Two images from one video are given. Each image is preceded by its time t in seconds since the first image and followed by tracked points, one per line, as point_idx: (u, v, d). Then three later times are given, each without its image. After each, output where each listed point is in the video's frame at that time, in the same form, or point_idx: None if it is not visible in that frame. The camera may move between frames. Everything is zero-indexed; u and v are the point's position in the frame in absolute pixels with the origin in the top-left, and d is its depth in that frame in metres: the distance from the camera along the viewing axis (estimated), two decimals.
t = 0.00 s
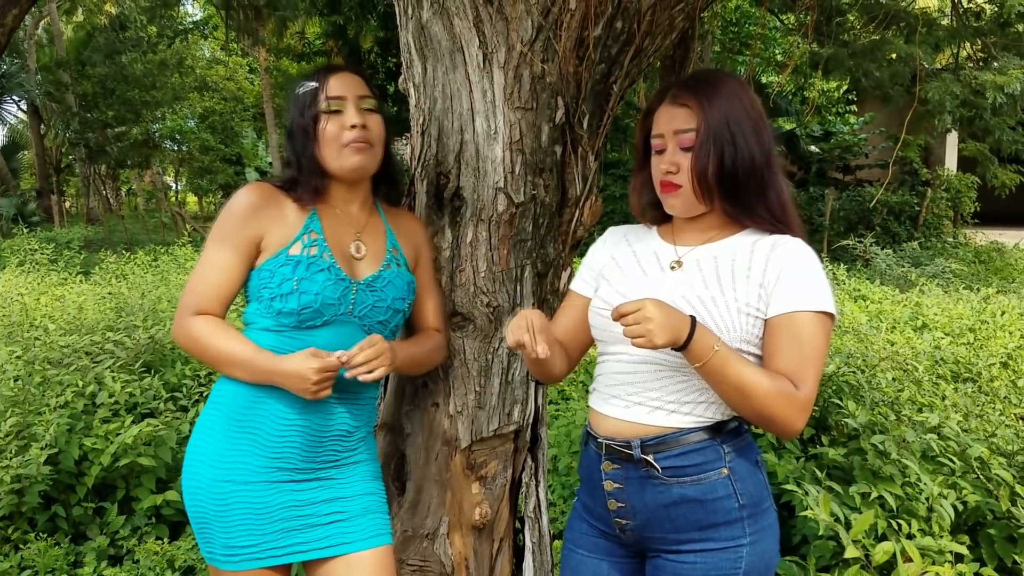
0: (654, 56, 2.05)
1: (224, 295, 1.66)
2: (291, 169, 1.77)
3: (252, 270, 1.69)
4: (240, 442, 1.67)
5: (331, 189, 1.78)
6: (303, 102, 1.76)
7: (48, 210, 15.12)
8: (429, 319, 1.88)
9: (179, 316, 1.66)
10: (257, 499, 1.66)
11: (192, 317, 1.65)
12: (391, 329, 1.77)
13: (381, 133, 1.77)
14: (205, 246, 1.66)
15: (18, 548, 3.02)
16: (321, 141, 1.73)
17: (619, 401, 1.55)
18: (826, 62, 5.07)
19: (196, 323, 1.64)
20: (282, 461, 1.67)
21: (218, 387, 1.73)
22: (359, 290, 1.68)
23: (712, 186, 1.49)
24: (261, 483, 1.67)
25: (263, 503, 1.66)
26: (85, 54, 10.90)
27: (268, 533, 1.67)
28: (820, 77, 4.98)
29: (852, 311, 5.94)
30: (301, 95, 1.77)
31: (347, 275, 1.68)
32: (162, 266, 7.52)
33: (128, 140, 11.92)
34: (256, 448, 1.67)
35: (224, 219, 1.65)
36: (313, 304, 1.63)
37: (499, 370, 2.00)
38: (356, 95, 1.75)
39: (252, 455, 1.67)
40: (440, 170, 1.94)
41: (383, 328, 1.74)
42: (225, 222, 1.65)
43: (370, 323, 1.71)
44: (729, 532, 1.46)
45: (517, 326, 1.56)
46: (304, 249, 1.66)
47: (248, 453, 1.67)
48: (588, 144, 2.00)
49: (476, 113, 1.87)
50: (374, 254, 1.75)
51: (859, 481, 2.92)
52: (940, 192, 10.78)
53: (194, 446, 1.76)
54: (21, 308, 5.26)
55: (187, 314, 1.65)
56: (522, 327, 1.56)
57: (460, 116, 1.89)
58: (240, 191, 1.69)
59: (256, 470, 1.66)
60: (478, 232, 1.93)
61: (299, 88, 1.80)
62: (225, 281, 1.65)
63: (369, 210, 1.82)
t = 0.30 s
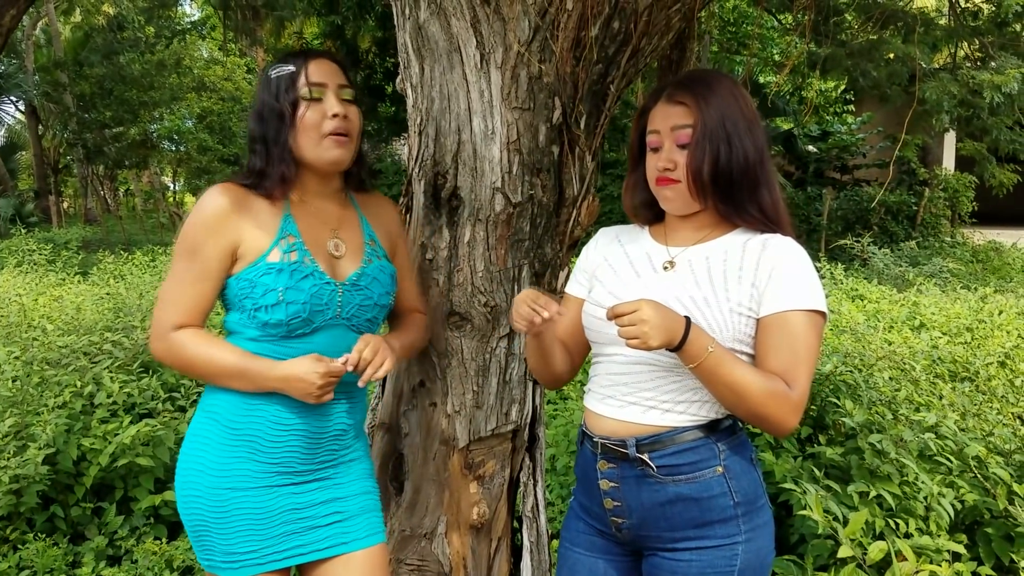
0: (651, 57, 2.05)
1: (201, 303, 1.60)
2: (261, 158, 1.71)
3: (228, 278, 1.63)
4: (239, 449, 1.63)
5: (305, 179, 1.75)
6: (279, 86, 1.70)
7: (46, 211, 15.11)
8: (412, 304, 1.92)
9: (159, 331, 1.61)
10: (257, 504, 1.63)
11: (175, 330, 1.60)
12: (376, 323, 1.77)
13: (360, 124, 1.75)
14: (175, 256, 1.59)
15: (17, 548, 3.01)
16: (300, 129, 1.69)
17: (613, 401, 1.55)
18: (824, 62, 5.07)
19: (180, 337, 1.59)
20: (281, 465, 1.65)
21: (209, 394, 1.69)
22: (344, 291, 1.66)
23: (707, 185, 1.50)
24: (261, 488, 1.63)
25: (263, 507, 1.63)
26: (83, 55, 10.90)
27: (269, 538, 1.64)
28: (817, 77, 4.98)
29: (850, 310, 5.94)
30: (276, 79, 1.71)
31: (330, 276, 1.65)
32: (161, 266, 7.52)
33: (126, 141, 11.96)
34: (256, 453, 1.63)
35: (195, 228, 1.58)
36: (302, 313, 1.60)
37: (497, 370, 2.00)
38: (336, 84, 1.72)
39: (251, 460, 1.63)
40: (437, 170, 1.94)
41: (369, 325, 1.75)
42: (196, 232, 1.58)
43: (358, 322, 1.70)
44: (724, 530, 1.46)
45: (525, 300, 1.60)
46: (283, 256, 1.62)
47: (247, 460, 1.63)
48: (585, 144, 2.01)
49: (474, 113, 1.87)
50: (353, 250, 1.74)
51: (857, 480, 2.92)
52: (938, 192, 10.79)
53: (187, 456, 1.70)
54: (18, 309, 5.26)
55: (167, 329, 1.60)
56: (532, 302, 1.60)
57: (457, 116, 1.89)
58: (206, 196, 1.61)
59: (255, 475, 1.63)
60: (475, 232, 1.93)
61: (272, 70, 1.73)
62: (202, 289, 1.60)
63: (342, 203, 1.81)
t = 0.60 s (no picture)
0: (649, 54, 2.05)
1: (191, 321, 1.49)
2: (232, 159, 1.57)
3: (213, 294, 1.52)
4: (248, 454, 1.58)
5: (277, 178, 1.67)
6: (253, 81, 1.57)
7: (44, 211, 15.08)
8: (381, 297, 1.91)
9: (148, 362, 1.47)
10: (268, 507, 1.59)
11: (170, 356, 1.48)
12: (360, 316, 1.78)
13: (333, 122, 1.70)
14: (155, 277, 1.46)
15: (15, 548, 3.01)
16: (281, 128, 1.60)
17: (614, 399, 1.55)
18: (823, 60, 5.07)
19: (178, 360, 1.48)
20: (289, 465, 1.62)
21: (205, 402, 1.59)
22: (337, 290, 1.64)
23: (703, 184, 1.50)
24: (271, 490, 1.60)
25: (274, 509, 1.60)
26: (81, 55, 10.87)
27: (280, 540, 1.61)
28: (816, 75, 4.98)
29: (849, 308, 5.95)
30: (247, 74, 1.58)
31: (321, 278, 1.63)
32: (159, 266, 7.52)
33: (124, 141, 11.93)
34: (266, 456, 1.59)
35: (179, 244, 1.45)
36: (304, 319, 1.57)
37: (495, 368, 2.00)
38: (311, 82, 1.65)
39: (261, 464, 1.59)
40: (435, 169, 1.93)
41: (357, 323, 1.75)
42: (179, 249, 1.45)
43: (349, 317, 1.69)
44: (725, 528, 1.47)
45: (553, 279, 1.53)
46: (276, 265, 1.54)
47: (257, 464, 1.58)
48: (583, 141, 2.01)
49: (472, 111, 1.87)
50: (333, 248, 1.71)
51: (855, 478, 2.92)
52: (937, 190, 10.80)
53: (184, 465, 1.60)
54: (16, 309, 5.25)
55: (160, 356, 1.47)
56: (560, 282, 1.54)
57: (455, 114, 1.88)
58: (178, 208, 1.48)
59: (265, 478, 1.59)
60: (473, 230, 1.92)
61: (239, 62, 1.59)
62: (193, 306, 1.49)
63: (308, 198, 1.78)
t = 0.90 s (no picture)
0: (648, 53, 2.05)
1: (195, 322, 1.47)
2: (225, 156, 1.57)
3: (212, 297, 1.50)
4: (256, 458, 1.58)
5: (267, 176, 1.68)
6: (246, 78, 1.56)
7: (45, 211, 15.11)
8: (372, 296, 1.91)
9: (153, 370, 1.45)
10: (276, 510, 1.60)
11: (176, 360, 1.46)
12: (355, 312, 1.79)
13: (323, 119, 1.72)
14: (154, 281, 1.43)
15: (17, 548, 3.02)
16: (275, 126, 1.59)
17: (618, 399, 1.55)
18: (823, 58, 5.07)
19: (187, 363, 1.46)
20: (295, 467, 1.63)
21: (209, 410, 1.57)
22: (335, 285, 1.66)
23: (705, 182, 1.50)
24: (279, 493, 1.60)
25: (281, 513, 1.60)
26: (82, 55, 10.88)
27: (288, 541, 1.62)
28: (816, 74, 4.98)
29: (850, 306, 5.95)
30: (239, 70, 1.56)
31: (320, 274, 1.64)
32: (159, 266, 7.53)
33: (125, 140, 11.94)
34: (273, 459, 1.59)
35: (180, 246, 1.43)
36: (308, 315, 1.57)
37: (496, 367, 2.01)
38: (301, 79, 1.65)
39: (268, 467, 1.59)
40: (435, 167, 1.93)
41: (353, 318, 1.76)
42: (181, 252, 1.43)
43: (346, 310, 1.71)
44: (731, 527, 1.47)
45: (562, 294, 1.55)
46: (276, 263, 1.54)
47: (265, 467, 1.58)
48: (582, 140, 2.01)
49: (471, 110, 1.87)
50: (324, 243, 1.74)
51: (857, 476, 2.92)
52: (938, 188, 10.79)
53: (188, 473, 1.58)
54: (17, 309, 5.26)
55: (166, 362, 1.45)
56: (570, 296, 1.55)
57: (454, 113, 1.88)
58: (171, 210, 1.45)
59: (273, 482, 1.59)
60: (473, 229, 1.92)
61: (230, 58, 1.58)
62: (195, 308, 1.46)
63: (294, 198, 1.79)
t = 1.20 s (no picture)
0: (647, 50, 2.05)
1: (188, 317, 1.48)
2: (225, 150, 1.57)
3: (208, 291, 1.51)
4: (258, 458, 1.57)
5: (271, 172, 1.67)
6: (253, 73, 1.56)
7: (44, 209, 15.10)
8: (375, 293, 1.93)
9: (146, 363, 1.45)
10: (277, 510, 1.58)
11: (168, 354, 1.46)
12: (361, 309, 1.79)
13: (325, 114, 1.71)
14: (145, 275, 1.43)
15: (16, 546, 3.02)
16: (281, 121, 1.59)
17: (618, 396, 1.56)
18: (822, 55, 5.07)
19: (178, 358, 1.46)
20: (300, 469, 1.61)
21: (213, 409, 1.59)
22: (334, 280, 1.65)
23: (706, 180, 1.49)
24: (281, 494, 1.59)
25: (284, 514, 1.59)
26: (80, 53, 10.86)
27: (292, 543, 1.60)
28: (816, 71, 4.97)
29: (848, 303, 5.95)
30: (246, 64, 1.56)
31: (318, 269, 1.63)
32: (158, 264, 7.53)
33: (124, 139, 11.93)
34: (276, 460, 1.58)
35: (171, 239, 1.43)
36: (303, 311, 1.56)
37: (494, 365, 2.01)
38: (307, 76, 1.66)
39: (271, 467, 1.58)
40: (433, 165, 1.93)
41: (358, 313, 1.75)
42: (171, 244, 1.43)
43: (349, 308, 1.69)
44: (731, 525, 1.47)
45: (574, 294, 1.54)
46: (267, 258, 1.53)
47: (267, 468, 1.58)
48: (580, 138, 2.01)
49: (469, 108, 1.86)
50: (327, 240, 1.72)
51: (855, 473, 2.92)
52: (937, 185, 10.79)
53: (194, 470, 1.60)
54: (16, 307, 5.25)
55: (158, 355, 1.45)
56: (583, 295, 1.55)
57: (453, 110, 1.87)
58: (164, 204, 1.46)
59: (276, 482, 1.58)
60: (471, 227, 1.92)
61: (239, 53, 1.59)
62: (188, 302, 1.47)
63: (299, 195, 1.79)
